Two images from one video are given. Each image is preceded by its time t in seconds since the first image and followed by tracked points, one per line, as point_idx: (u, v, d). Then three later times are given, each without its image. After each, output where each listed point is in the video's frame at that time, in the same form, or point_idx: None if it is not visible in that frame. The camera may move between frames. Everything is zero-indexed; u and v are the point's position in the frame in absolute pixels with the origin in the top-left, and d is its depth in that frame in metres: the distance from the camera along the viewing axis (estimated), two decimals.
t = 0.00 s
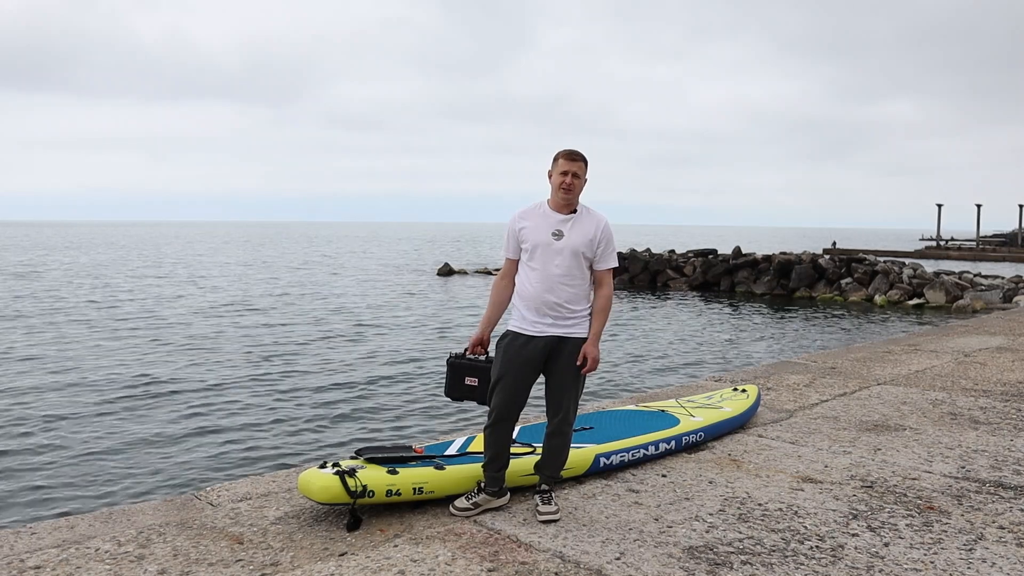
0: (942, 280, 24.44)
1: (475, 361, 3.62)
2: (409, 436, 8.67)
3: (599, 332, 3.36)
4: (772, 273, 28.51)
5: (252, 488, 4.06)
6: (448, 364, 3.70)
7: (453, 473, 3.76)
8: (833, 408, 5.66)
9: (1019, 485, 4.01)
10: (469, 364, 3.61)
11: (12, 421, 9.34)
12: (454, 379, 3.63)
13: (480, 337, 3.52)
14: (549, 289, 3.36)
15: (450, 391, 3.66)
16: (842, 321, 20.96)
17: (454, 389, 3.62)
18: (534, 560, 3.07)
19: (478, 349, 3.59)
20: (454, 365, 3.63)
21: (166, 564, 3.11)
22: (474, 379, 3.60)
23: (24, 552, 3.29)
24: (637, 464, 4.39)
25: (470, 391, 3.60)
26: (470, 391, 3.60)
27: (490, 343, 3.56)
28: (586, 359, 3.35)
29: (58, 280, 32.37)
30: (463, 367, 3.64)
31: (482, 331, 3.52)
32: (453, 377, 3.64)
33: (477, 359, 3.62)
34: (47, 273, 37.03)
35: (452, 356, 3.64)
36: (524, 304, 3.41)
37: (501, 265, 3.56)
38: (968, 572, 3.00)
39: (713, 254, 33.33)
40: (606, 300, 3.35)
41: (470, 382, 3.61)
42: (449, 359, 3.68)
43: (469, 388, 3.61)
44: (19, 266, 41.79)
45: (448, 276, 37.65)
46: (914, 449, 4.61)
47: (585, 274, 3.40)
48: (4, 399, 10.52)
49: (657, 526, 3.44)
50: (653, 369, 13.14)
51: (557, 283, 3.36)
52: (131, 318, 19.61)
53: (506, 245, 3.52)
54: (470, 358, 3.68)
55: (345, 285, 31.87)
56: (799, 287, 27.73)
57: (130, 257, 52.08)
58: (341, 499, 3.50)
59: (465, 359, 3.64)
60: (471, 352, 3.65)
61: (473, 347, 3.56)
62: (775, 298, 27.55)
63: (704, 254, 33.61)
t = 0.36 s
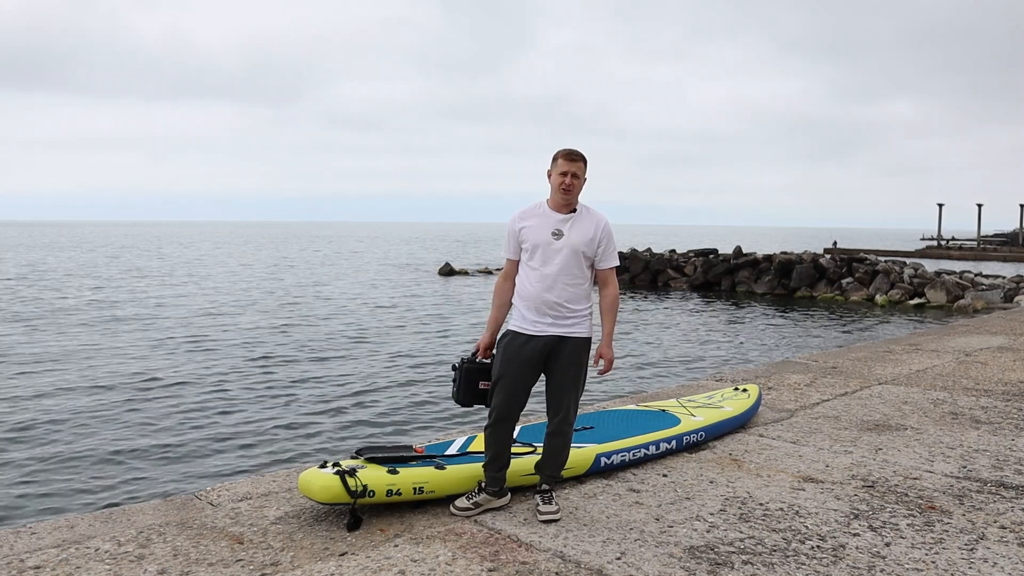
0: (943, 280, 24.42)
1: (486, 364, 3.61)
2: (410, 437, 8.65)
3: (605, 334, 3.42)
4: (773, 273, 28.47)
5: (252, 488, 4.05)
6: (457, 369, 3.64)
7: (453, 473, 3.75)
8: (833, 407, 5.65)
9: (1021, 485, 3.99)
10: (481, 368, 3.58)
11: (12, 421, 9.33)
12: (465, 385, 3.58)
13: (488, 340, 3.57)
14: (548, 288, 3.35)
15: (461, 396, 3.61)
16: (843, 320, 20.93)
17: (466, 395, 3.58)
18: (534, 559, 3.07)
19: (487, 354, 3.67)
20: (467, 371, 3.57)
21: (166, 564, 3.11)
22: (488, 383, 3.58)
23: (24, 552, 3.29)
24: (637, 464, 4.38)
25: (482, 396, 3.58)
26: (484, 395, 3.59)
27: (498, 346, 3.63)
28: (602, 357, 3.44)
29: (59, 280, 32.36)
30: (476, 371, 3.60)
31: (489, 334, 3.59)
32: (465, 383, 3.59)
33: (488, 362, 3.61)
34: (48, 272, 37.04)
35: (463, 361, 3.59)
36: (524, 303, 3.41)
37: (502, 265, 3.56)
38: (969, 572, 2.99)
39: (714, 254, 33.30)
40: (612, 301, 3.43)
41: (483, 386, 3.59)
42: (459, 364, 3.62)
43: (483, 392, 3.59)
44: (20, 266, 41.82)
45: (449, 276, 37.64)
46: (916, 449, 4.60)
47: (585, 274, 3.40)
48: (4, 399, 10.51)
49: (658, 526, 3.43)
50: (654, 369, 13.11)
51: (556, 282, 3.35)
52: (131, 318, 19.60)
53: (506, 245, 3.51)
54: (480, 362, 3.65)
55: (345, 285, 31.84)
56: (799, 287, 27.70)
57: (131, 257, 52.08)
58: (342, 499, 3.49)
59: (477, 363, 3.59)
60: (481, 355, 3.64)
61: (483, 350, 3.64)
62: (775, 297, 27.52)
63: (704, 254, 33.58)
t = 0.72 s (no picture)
0: (943, 280, 24.40)
1: (491, 365, 3.61)
2: (410, 436, 8.65)
3: (604, 334, 3.42)
4: (773, 273, 28.46)
5: (252, 488, 4.05)
6: (462, 372, 3.64)
7: (454, 474, 3.75)
8: (834, 408, 5.64)
9: (1022, 485, 3.99)
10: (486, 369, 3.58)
11: (13, 421, 9.33)
12: (472, 387, 3.58)
13: (491, 342, 3.58)
14: (547, 288, 3.35)
15: (468, 399, 3.61)
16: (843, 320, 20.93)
17: (472, 398, 3.58)
18: (535, 560, 3.07)
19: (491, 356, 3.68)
20: (473, 373, 3.58)
21: (167, 564, 3.11)
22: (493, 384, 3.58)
23: (25, 552, 3.29)
24: (637, 464, 4.38)
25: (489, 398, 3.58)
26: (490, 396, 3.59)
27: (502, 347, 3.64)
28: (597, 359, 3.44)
29: (59, 280, 32.38)
30: (482, 373, 3.61)
31: (492, 336, 3.59)
32: (470, 385, 3.59)
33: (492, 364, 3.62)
34: (48, 273, 37.08)
35: (468, 363, 3.60)
36: (524, 304, 3.40)
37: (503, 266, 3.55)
38: (971, 572, 2.99)
39: (714, 254, 33.29)
40: (611, 301, 3.42)
41: (489, 387, 3.59)
42: (464, 367, 3.62)
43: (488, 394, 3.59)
44: (20, 266, 41.79)
45: (450, 276, 37.66)
46: (916, 450, 4.60)
47: (585, 275, 3.40)
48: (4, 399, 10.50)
49: (659, 526, 3.43)
50: (654, 369, 13.11)
51: (556, 283, 3.35)
52: (132, 318, 19.60)
53: (507, 245, 3.50)
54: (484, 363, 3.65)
55: (346, 285, 31.84)
56: (800, 287, 27.69)
57: (131, 257, 52.10)
58: (342, 499, 3.49)
59: (482, 365, 3.60)
60: (485, 356, 3.64)
61: (487, 352, 3.64)
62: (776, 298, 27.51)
63: (705, 254, 33.57)
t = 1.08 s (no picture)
0: (943, 280, 24.40)
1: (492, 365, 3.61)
2: (410, 437, 8.65)
3: (605, 334, 3.41)
4: (773, 273, 28.48)
5: (253, 488, 4.05)
6: (463, 373, 3.64)
7: (455, 474, 3.75)
8: (834, 408, 5.64)
9: (1022, 485, 3.99)
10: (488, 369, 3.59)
11: (13, 421, 9.34)
12: (474, 388, 3.58)
13: (494, 343, 3.58)
14: (548, 288, 3.35)
15: (469, 398, 3.61)
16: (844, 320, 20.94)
17: (473, 399, 3.58)
18: (536, 560, 3.07)
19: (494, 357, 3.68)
20: (474, 373, 3.59)
21: (168, 564, 3.11)
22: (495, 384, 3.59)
23: (26, 552, 3.29)
24: (638, 464, 4.38)
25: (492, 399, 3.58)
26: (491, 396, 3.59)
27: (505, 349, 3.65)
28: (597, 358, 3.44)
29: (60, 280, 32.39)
30: (483, 373, 3.61)
31: (492, 336, 3.59)
32: (471, 385, 3.59)
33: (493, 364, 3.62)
34: (48, 272, 37.10)
35: (469, 363, 3.61)
36: (525, 304, 3.40)
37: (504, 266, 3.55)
38: (971, 572, 2.99)
39: (714, 254, 33.31)
40: (613, 300, 3.44)
41: (491, 387, 3.60)
42: (466, 368, 3.63)
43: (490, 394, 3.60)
44: (21, 266, 41.82)
45: (450, 276, 37.69)
46: (917, 450, 4.60)
47: (586, 275, 3.40)
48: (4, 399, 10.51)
49: (660, 526, 3.43)
50: (654, 369, 13.11)
51: (557, 283, 3.35)
52: (132, 318, 19.61)
53: (507, 246, 3.51)
54: (486, 363, 3.65)
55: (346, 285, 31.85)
56: (800, 287, 27.69)
57: (131, 257, 52.11)
58: (343, 499, 3.49)
59: (484, 365, 3.60)
60: (486, 356, 3.64)
61: (488, 352, 3.64)
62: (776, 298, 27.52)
63: (705, 254, 33.60)
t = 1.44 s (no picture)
0: (944, 280, 24.39)
1: (489, 361, 3.61)
2: (411, 437, 8.66)
3: (615, 330, 3.41)
4: (774, 273, 28.50)
5: (254, 488, 4.05)
6: (459, 368, 3.65)
7: (456, 474, 3.75)
8: (835, 408, 5.65)
9: (1022, 485, 3.99)
10: (483, 365, 3.59)
11: (14, 422, 9.34)
12: (468, 382, 3.59)
13: (489, 339, 3.57)
14: (547, 288, 3.36)
15: (464, 394, 3.62)
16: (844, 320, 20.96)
17: (469, 394, 3.58)
18: (537, 560, 3.07)
19: (489, 353, 3.67)
20: (469, 368, 3.59)
21: (168, 564, 3.11)
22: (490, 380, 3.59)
23: (27, 552, 3.29)
24: (639, 464, 4.38)
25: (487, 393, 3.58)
26: (486, 392, 3.59)
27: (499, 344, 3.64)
28: (608, 355, 3.45)
29: (60, 281, 32.38)
30: (478, 369, 3.62)
31: (489, 333, 3.58)
32: (467, 380, 3.60)
33: (489, 359, 3.62)
34: (49, 273, 37.12)
35: (464, 359, 3.61)
36: (525, 304, 3.41)
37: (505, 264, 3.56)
38: (972, 572, 2.99)
39: (715, 254, 33.30)
40: (617, 299, 3.40)
41: (487, 382, 3.60)
42: (461, 363, 3.63)
43: (484, 390, 3.60)
44: (21, 267, 41.83)
45: (451, 276, 37.69)
46: (918, 449, 4.60)
47: (585, 275, 3.39)
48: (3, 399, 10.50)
49: (660, 526, 3.43)
50: (654, 369, 13.11)
51: (556, 282, 3.35)
52: (133, 318, 19.61)
53: (507, 245, 3.52)
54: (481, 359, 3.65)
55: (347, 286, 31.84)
56: (801, 287, 27.68)
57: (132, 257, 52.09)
58: (344, 499, 3.49)
59: (479, 361, 3.61)
60: (481, 352, 3.64)
61: (483, 349, 3.64)
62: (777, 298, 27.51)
63: (705, 254, 33.60)
